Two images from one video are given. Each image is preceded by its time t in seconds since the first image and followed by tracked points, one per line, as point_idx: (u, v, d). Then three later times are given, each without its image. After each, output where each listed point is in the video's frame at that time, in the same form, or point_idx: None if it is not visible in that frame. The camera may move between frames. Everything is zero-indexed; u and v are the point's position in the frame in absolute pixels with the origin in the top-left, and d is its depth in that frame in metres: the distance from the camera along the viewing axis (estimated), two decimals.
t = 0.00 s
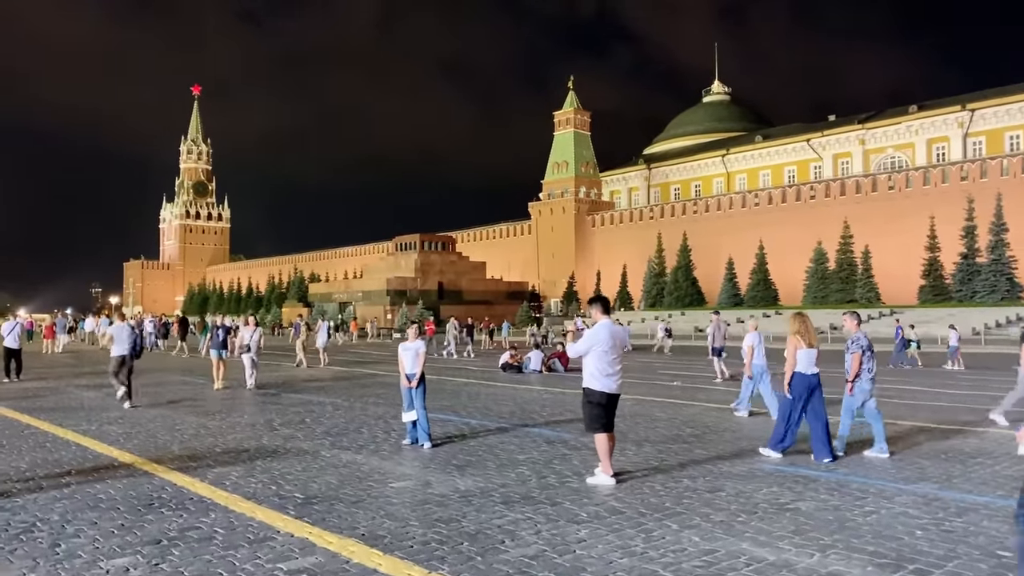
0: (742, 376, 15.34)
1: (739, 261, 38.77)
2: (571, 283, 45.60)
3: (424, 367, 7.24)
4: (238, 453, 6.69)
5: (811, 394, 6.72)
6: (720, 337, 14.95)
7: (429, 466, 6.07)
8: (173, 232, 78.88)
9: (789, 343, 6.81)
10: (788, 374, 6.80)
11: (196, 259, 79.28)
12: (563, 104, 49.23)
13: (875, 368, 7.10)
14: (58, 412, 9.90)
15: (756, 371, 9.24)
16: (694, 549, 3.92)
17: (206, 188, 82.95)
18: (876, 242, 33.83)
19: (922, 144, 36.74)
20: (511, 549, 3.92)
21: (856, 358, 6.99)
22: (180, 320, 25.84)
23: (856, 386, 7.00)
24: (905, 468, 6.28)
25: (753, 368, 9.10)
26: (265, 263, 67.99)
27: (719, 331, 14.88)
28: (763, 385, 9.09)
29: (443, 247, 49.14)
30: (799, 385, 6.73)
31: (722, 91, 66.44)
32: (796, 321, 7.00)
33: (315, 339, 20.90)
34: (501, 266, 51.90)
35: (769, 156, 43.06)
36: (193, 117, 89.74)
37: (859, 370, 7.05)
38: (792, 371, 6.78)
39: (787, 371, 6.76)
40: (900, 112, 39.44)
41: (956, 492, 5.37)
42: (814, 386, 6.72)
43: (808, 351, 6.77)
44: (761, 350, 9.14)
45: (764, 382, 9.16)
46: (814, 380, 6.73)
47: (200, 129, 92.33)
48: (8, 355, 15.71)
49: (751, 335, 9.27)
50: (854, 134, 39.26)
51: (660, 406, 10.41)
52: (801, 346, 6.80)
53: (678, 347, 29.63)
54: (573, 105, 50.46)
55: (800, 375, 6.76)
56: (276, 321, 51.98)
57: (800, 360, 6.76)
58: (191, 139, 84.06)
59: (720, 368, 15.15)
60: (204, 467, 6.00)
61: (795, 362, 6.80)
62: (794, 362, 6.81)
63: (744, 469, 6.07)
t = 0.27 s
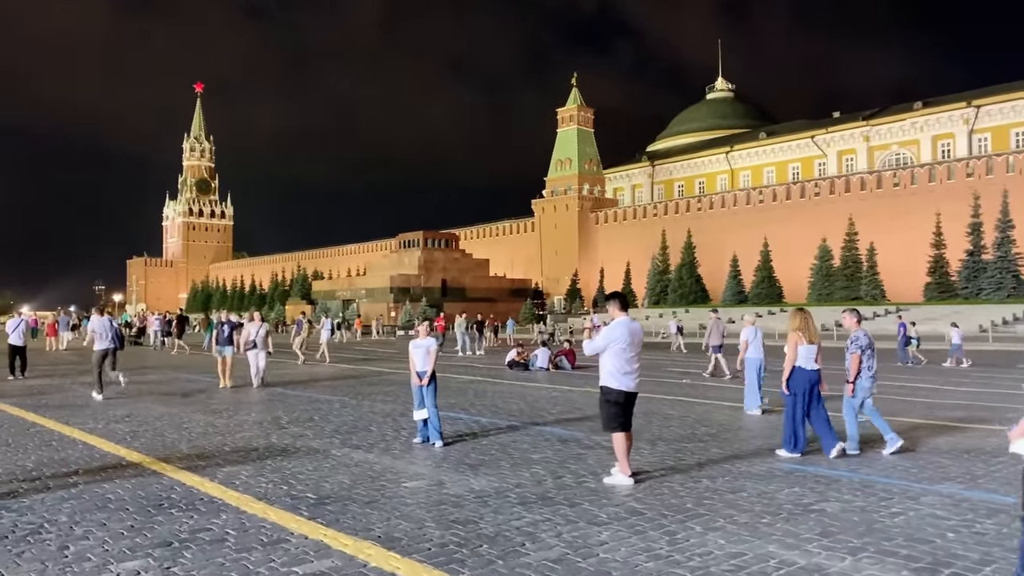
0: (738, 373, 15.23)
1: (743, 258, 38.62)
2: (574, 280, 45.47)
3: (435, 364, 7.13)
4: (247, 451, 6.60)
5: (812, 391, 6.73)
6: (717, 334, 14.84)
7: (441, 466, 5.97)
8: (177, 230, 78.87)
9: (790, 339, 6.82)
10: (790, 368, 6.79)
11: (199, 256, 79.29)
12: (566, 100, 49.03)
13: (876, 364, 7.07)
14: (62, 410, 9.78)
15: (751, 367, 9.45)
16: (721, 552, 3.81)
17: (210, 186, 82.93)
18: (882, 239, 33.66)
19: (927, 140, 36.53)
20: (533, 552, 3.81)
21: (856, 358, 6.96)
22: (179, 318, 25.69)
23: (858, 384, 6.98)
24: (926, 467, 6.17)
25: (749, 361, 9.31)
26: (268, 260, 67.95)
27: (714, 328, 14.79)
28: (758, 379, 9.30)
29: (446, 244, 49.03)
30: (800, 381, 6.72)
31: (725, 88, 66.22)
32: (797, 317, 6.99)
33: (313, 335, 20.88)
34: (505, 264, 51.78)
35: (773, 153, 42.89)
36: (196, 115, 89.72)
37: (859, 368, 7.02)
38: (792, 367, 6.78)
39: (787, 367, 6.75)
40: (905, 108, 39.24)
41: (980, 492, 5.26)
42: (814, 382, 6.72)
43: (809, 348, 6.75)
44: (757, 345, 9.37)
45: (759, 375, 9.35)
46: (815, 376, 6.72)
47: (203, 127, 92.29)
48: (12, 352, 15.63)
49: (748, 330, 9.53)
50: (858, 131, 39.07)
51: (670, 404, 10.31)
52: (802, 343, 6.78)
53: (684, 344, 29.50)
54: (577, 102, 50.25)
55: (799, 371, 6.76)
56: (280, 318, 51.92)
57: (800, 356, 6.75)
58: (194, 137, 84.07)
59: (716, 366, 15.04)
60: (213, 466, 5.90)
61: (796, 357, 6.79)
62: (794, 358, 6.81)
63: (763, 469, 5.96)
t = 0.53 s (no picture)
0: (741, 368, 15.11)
1: (754, 253, 38.37)
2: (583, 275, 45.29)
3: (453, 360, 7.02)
4: (263, 448, 6.50)
5: (824, 386, 6.60)
6: (721, 330, 14.65)
7: (462, 463, 5.86)
8: (185, 225, 79.00)
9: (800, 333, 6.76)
10: (800, 364, 6.66)
11: (208, 252, 79.40)
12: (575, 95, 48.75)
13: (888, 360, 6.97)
14: (76, 405, 9.73)
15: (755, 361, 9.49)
16: (758, 553, 3.68)
17: (218, 181, 83.02)
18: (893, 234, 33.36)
19: (939, 134, 36.17)
20: (563, 553, 3.69)
21: (867, 352, 6.89)
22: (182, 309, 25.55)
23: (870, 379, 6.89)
24: (956, 465, 6.03)
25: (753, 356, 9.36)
26: (277, 256, 67.99)
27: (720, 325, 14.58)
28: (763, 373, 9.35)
29: (454, 240, 48.94)
30: (813, 375, 6.58)
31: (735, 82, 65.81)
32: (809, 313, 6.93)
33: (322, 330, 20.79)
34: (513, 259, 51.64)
35: (784, 148, 42.57)
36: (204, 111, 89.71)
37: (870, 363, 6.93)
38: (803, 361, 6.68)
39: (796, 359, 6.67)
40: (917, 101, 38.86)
41: (1015, 491, 5.12)
42: (827, 376, 6.58)
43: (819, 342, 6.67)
44: (761, 340, 9.44)
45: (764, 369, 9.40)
46: (826, 370, 6.59)
47: (211, 122, 92.35)
48: (24, 348, 15.59)
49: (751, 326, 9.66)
50: (869, 125, 38.72)
51: (687, 400, 10.18)
52: (812, 338, 6.70)
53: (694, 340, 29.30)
54: (585, 96, 49.94)
55: (811, 366, 6.62)
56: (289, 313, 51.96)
57: (810, 350, 6.64)
58: (202, 132, 84.18)
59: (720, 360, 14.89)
60: (230, 463, 5.80)
61: (806, 352, 6.67)
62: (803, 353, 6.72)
63: (790, 466, 5.83)
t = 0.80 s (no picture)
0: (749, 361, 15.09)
1: (773, 247, 37.98)
2: (600, 269, 45.05)
3: (479, 356, 6.91)
4: (288, 445, 6.41)
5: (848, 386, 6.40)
6: (737, 325, 14.56)
7: (490, 462, 5.75)
8: (204, 220, 79.49)
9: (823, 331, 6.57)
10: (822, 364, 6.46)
11: (226, 246, 79.88)
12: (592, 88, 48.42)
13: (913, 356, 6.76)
14: (100, 399, 9.72)
15: (767, 356, 9.44)
16: (806, 562, 3.54)
17: (236, 176, 83.46)
18: (915, 228, 32.86)
19: (962, 126, 35.58)
20: (603, 560, 3.55)
21: (890, 349, 6.72)
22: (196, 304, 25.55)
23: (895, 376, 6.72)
24: (998, 466, 5.84)
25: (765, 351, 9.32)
26: (294, 250, 68.22)
27: (736, 320, 14.49)
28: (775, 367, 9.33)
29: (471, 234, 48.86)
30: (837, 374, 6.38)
31: (753, 74, 65.17)
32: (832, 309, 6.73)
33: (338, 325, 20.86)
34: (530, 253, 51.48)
35: (803, 140, 42.09)
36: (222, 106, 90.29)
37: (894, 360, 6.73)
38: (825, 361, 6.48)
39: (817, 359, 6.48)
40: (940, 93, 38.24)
41: None
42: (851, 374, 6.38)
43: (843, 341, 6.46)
44: (774, 334, 9.39)
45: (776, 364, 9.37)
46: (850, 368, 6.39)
47: (230, 117, 92.77)
48: (47, 342, 15.61)
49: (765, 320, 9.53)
50: (891, 117, 38.15)
51: (715, 396, 10.00)
52: (834, 336, 6.53)
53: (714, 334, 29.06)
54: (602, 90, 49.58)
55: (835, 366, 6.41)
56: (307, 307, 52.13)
57: (832, 351, 6.44)
58: (221, 127, 84.65)
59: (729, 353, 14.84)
60: (255, 461, 5.72)
61: (828, 350, 6.48)
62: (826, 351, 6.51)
63: (827, 467, 5.66)
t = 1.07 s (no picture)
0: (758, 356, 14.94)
1: (790, 243, 37.61)
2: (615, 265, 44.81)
3: (500, 352, 6.77)
4: (306, 442, 6.31)
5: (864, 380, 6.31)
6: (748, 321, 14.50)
7: (512, 459, 5.63)
8: (220, 217, 79.83)
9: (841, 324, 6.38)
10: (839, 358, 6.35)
11: (242, 243, 80.23)
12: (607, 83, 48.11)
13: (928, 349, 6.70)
14: (118, 395, 9.68)
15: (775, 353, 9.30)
16: (848, 566, 3.39)
17: (252, 173, 83.78)
18: (934, 223, 32.40)
19: (983, 121, 35.06)
20: (637, 563, 3.42)
21: (911, 342, 6.59)
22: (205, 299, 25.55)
23: (912, 370, 6.61)
24: None
25: (772, 349, 9.18)
26: (309, 246, 68.38)
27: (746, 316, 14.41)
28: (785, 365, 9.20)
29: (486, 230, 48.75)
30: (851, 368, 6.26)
31: (770, 69, 64.61)
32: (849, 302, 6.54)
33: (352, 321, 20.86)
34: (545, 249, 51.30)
35: (821, 135, 41.67)
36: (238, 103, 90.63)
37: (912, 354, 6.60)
38: (843, 355, 6.34)
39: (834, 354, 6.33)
40: (960, 87, 37.69)
41: None
42: (865, 369, 6.27)
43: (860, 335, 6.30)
44: (780, 331, 9.21)
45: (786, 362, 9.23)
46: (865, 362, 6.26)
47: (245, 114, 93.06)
48: (65, 337, 15.67)
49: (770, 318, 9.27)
50: (909, 111, 37.65)
51: (736, 393, 9.82)
52: (852, 329, 6.34)
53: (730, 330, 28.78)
54: (617, 85, 49.24)
55: (851, 360, 6.31)
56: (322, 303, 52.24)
57: (849, 344, 6.31)
58: (236, 124, 85.02)
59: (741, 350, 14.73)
60: (275, 458, 5.63)
61: (845, 344, 6.34)
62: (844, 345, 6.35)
63: (860, 467, 5.49)
